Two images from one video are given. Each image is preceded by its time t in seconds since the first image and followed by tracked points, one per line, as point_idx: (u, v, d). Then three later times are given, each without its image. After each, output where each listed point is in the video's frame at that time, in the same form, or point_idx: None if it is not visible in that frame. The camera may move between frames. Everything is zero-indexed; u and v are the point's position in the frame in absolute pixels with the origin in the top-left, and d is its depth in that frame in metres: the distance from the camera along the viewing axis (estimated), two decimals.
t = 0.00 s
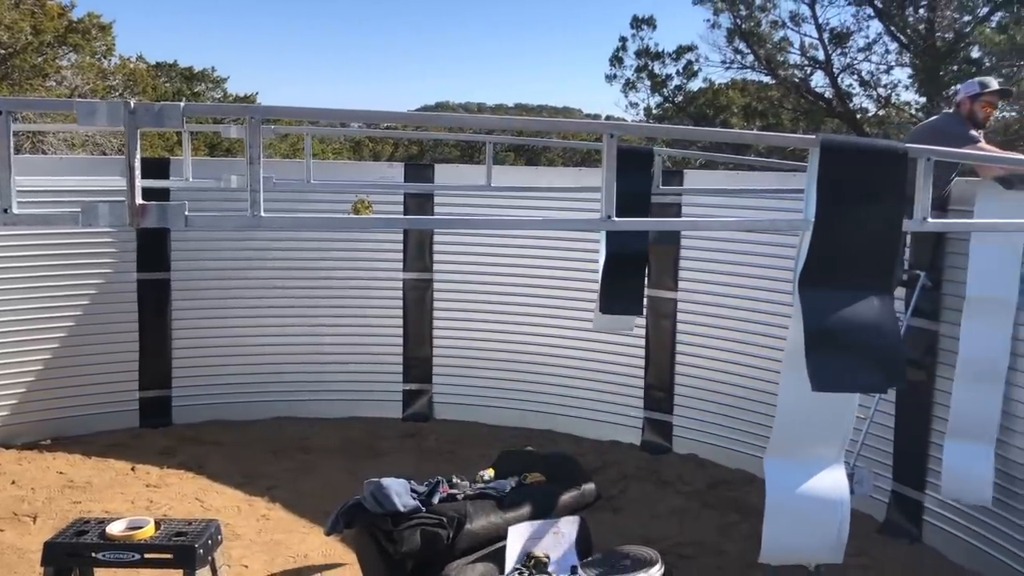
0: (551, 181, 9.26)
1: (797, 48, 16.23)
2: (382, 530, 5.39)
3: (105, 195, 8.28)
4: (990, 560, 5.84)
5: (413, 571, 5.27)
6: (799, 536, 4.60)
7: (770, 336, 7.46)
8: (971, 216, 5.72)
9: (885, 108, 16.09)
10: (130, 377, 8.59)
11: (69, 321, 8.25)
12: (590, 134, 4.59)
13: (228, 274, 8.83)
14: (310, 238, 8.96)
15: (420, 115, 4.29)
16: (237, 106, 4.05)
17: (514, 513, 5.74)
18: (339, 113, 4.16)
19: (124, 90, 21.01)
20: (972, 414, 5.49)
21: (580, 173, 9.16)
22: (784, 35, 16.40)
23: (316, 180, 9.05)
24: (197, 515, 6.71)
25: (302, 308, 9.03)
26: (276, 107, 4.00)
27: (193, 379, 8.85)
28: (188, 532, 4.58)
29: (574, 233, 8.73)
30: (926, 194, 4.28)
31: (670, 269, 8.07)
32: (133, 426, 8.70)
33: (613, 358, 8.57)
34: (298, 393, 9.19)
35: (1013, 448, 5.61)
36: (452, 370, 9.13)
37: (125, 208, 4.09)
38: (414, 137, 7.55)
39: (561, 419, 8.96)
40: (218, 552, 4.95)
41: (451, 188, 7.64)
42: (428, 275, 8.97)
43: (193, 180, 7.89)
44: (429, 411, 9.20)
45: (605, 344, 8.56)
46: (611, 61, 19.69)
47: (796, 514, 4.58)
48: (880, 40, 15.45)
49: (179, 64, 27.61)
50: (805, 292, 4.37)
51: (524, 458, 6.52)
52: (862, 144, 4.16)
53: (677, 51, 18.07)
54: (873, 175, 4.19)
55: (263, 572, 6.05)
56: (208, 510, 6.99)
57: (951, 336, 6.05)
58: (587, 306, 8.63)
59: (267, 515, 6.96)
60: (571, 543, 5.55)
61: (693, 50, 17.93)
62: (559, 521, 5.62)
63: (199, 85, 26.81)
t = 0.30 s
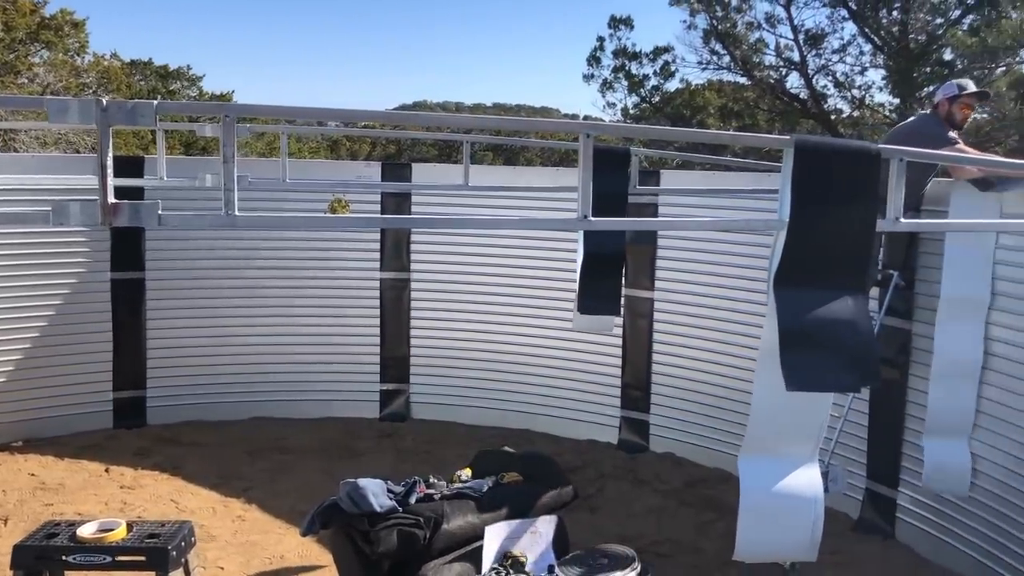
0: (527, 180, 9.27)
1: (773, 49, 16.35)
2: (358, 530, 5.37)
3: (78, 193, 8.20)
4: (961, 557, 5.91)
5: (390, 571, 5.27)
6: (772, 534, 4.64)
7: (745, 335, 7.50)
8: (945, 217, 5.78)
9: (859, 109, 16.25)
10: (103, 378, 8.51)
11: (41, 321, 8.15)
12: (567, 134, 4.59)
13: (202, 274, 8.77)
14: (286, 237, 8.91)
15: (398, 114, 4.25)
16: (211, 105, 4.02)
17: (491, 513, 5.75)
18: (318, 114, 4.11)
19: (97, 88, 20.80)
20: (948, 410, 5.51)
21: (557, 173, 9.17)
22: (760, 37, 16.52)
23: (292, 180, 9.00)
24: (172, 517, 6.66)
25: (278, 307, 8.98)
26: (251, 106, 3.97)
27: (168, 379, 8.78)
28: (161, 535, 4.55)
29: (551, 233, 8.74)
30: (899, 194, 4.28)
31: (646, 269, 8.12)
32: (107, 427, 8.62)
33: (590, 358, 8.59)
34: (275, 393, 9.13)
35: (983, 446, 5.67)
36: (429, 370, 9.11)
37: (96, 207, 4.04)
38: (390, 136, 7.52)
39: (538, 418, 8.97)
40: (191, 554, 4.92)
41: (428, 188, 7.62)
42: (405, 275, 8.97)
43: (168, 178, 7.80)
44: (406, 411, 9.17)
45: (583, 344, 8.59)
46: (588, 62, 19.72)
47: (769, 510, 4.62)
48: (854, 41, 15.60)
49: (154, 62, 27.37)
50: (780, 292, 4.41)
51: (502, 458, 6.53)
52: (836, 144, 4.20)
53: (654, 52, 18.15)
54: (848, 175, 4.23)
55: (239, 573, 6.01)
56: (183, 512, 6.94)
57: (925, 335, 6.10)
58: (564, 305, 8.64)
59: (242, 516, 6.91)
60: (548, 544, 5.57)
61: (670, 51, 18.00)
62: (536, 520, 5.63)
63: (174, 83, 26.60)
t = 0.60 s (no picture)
0: (503, 180, 9.27)
1: (747, 49, 16.46)
2: (335, 532, 5.34)
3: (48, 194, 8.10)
4: (933, 551, 5.97)
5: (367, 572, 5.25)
6: (746, 530, 4.67)
7: (721, 333, 7.54)
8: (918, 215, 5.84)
9: (832, 108, 16.39)
10: (75, 380, 8.42)
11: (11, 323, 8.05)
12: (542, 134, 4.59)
13: (175, 274, 8.69)
14: (260, 237, 8.85)
15: (373, 113, 4.21)
16: (182, 104, 3.98)
17: (468, 512, 5.75)
18: (293, 114, 4.10)
19: (68, 87, 20.56)
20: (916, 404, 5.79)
21: (532, 172, 9.18)
22: (734, 36, 16.62)
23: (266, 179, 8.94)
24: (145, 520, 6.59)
25: (253, 308, 8.92)
26: (223, 105, 3.93)
27: (142, 380, 8.70)
28: (133, 538, 4.52)
29: (527, 232, 8.74)
30: (872, 193, 4.31)
31: (623, 269, 8.15)
32: (79, 430, 8.53)
33: (566, 357, 8.60)
34: (250, 394, 9.07)
35: (958, 442, 5.71)
36: (406, 370, 9.08)
37: (66, 207, 3.99)
38: (366, 135, 7.49)
39: (515, 418, 8.96)
40: (164, 558, 4.88)
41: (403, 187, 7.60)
42: (381, 275, 8.94)
43: (141, 179, 7.72)
44: (383, 411, 9.14)
45: (560, 343, 8.60)
46: (564, 61, 19.76)
47: (745, 508, 4.65)
48: (827, 41, 15.73)
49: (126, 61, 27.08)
50: (753, 291, 4.44)
51: (479, 458, 6.52)
52: (810, 144, 4.20)
53: (629, 52, 18.21)
54: (822, 174, 4.25)
55: None
56: (157, 515, 6.87)
57: (897, 332, 6.16)
58: (541, 305, 8.65)
59: (217, 519, 6.86)
60: (525, 543, 5.57)
61: (645, 51, 18.08)
62: (513, 520, 5.63)
63: (146, 83, 26.35)
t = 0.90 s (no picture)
0: (480, 179, 9.26)
1: (721, 48, 16.55)
2: (312, 534, 5.31)
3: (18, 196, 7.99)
4: (909, 545, 6.03)
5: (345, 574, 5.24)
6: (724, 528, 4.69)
7: (698, 331, 7.58)
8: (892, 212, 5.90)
9: (806, 107, 16.51)
10: (48, 384, 8.33)
11: None
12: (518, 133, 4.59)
13: (150, 276, 8.61)
14: (236, 239, 8.78)
15: (349, 113, 4.19)
16: (154, 105, 3.93)
17: (446, 512, 5.74)
18: (266, 114, 4.06)
19: (39, 88, 20.30)
20: (896, 402, 5.75)
21: (509, 172, 9.17)
22: (708, 36, 16.71)
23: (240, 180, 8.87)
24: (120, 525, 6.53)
25: (229, 310, 8.86)
26: (195, 106, 3.90)
27: (116, 384, 8.63)
28: (106, 544, 4.49)
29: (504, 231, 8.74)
30: (845, 192, 4.35)
31: (600, 267, 8.16)
32: (53, 435, 8.44)
33: (544, 356, 8.60)
34: (227, 397, 9.00)
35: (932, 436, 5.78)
36: (384, 371, 9.05)
37: (36, 209, 3.93)
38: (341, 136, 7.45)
39: (494, 417, 8.96)
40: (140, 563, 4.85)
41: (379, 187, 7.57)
42: (358, 275, 8.90)
43: (113, 181, 7.63)
44: (361, 412, 9.11)
45: (538, 343, 8.61)
46: (540, 61, 19.78)
47: (722, 505, 4.67)
48: (801, 41, 15.85)
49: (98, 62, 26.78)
50: (729, 289, 4.47)
51: (458, 458, 6.52)
52: (786, 144, 4.23)
53: (605, 51, 18.25)
54: (797, 174, 4.27)
55: None
56: (133, 520, 6.81)
57: (871, 328, 6.21)
58: (518, 304, 8.65)
59: (194, 523, 6.80)
60: (505, 543, 5.57)
61: (620, 51, 18.14)
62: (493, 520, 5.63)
63: (119, 83, 26.08)
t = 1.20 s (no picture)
0: (458, 180, 9.24)
1: (698, 48, 16.64)
2: (291, 537, 5.24)
3: None
4: (887, 541, 6.08)
5: None
6: (705, 527, 4.70)
7: (677, 331, 7.60)
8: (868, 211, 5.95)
9: (782, 106, 16.60)
10: (23, 390, 8.25)
11: None
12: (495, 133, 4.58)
13: (126, 280, 8.53)
14: (213, 241, 8.72)
15: (325, 114, 4.16)
16: (128, 106, 3.89)
17: (426, 514, 5.73)
18: (240, 115, 4.02)
19: (11, 90, 20.06)
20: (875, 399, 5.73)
21: (487, 172, 9.16)
22: (685, 36, 16.78)
23: (217, 181, 8.80)
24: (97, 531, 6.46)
25: (206, 312, 8.79)
26: (170, 107, 3.86)
27: (92, 388, 8.57)
28: (82, 551, 4.43)
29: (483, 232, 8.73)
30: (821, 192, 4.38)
31: (580, 267, 8.15)
32: (28, 441, 8.36)
33: (524, 356, 8.60)
34: (204, 400, 8.94)
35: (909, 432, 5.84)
36: (364, 373, 9.01)
37: (7, 212, 3.87)
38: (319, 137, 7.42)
39: (475, 418, 8.94)
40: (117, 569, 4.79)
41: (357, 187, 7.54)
42: (337, 276, 8.83)
43: (88, 182, 7.54)
44: (341, 415, 9.07)
45: (517, 343, 8.61)
46: (517, 62, 19.80)
47: (702, 503, 4.69)
48: (777, 41, 15.96)
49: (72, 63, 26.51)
50: (707, 288, 4.49)
51: (438, 459, 6.52)
52: (762, 144, 4.25)
53: (582, 52, 18.28)
54: (773, 173, 4.29)
55: None
56: (111, 525, 6.74)
57: (848, 326, 6.26)
58: (498, 305, 8.64)
59: (173, 527, 6.75)
60: (487, 544, 5.56)
61: (597, 51, 18.18)
62: (472, 521, 5.63)
63: (92, 84, 25.82)
